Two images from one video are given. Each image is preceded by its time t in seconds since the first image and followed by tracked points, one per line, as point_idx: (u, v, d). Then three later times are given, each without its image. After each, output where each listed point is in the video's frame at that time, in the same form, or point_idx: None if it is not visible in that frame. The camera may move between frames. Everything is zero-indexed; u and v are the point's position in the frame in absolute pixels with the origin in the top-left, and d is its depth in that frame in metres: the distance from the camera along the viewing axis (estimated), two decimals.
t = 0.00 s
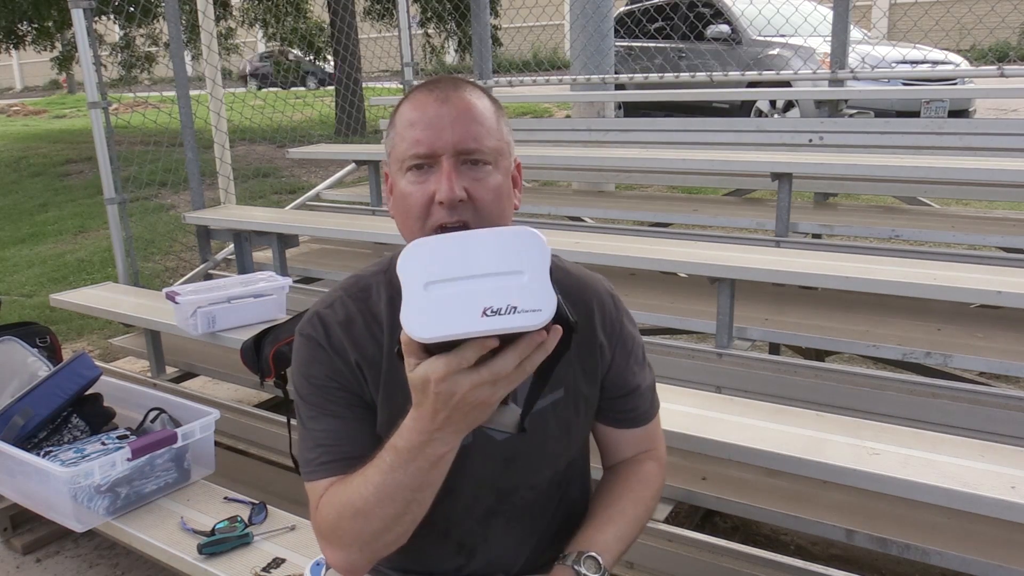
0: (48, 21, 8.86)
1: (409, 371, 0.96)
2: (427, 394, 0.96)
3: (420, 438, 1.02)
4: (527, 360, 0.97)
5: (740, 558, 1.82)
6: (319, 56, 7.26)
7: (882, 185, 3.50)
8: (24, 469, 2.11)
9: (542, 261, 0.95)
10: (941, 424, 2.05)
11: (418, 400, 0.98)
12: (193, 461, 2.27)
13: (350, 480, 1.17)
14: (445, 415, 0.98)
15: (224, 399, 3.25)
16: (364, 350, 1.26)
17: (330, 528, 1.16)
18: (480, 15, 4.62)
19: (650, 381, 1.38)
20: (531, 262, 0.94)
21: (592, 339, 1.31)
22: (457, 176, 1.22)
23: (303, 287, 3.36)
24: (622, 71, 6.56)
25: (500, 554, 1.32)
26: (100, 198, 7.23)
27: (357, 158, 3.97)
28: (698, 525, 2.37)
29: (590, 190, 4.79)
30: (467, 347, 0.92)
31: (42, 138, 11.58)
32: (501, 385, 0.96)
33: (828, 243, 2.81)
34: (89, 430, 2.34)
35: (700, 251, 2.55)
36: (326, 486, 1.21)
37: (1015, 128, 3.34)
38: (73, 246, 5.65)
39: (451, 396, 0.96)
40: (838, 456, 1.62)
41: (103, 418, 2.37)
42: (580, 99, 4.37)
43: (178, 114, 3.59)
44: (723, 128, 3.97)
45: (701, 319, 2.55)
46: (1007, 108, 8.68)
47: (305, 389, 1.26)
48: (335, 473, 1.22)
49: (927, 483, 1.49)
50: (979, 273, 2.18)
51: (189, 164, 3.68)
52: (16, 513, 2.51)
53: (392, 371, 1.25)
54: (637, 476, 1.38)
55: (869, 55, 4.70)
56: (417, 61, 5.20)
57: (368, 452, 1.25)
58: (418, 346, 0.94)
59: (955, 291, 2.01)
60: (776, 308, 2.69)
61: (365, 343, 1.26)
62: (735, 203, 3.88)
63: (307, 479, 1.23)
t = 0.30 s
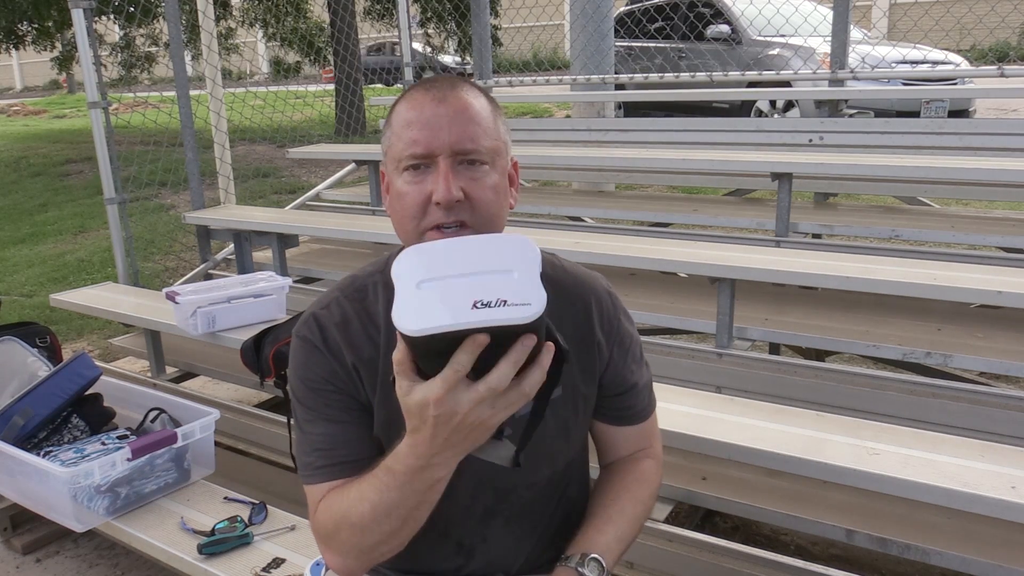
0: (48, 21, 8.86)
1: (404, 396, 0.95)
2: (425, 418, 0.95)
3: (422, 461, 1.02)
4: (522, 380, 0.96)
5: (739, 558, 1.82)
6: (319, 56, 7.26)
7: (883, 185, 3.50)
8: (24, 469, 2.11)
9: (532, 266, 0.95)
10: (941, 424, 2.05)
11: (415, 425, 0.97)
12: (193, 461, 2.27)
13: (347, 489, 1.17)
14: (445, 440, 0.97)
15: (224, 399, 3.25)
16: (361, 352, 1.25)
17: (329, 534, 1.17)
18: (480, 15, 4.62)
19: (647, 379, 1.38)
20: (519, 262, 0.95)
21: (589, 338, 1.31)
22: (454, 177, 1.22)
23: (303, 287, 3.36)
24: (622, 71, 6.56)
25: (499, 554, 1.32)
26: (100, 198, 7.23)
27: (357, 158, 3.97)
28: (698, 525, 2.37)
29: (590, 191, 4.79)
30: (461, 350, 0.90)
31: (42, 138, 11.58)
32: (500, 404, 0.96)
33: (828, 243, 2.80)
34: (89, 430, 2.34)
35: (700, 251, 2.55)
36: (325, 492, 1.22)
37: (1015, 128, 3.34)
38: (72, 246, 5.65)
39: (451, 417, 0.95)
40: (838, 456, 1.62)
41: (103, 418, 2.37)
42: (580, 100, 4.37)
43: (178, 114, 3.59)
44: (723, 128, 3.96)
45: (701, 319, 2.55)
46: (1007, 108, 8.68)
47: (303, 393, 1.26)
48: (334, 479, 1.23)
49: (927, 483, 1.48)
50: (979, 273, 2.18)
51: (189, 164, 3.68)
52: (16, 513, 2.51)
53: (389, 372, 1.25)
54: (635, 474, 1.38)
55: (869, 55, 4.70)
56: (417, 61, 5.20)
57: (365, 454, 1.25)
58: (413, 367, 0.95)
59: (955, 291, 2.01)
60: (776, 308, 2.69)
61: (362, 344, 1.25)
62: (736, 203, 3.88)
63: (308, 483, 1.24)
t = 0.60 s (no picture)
0: (48, 21, 8.85)
1: (393, 395, 0.94)
2: (414, 418, 0.95)
3: (416, 459, 1.02)
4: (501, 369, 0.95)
5: (740, 558, 1.82)
6: (319, 56, 7.26)
7: (883, 185, 3.51)
8: (24, 469, 2.11)
9: (502, 261, 0.95)
10: (941, 424, 2.05)
11: (406, 424, 0.96)
12: (193, 461, 2.27)
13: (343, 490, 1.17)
14: (435, 436, 0.97)
15: (224, 399, 3.25)
16: (359, 354, 1.25)
17: (326, 536, 1.17)
18: (480, 15, 4.62)
19: (646, 380, 1.38)
20: (489, 259, 0.95)
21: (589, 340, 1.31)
22: (453, 179, 1.22)
23: (303, 287, 3.36)
24: (622, 71, 6.55)
25: (498, 556, 1.32)
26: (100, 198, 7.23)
27: (357, 158, 3.97)
28: (698, 525, 2.37)
29: (590, 191, 4.79)
30: (438, 349, 0.89)
31: (42, 138, 11.57)
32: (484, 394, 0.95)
33: (828, 243, 2.80)
34: (89, 430, 2.34)
35: (700, 251, 2.54)
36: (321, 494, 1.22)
37: (1015, 128, 3.34)
38: (72, 246, 5.65)
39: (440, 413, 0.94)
40: (838, 456, 1.62)
41: (103, 419, 2.37)
42: (581, 100, 4.37)
43: (178, 114, 3.59)
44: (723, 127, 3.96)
45: (701, 319, 2.55)
46: (1007, 108, 8.68)
47: (301, 396, 1.26)
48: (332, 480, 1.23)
49: (927, 483, 1.48)
50: (979, 273, 2.18)
51: (189, 164, 3.68)
52: (16, 513, 2.51)
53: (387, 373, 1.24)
54: (635, 475, 1.38)
55: (868, 55, 4.70)
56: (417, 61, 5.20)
57: (363, 456, 1.25)
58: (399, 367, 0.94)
59: (955, 291, 2.01)
60: (776, 308, 2.69)
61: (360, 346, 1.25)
62: (736, 203, 3.88)
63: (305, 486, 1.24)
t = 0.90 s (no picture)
0: (48, 21, 8.85)
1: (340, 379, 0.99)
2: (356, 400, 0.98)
3: (370, 448, 1.04)
4: (425, 373, 0.94)
5: (740, 558, 1.82)
6: (319, 56, 7.26)
7: (883, 185, 3.51)
8: (23, 469, 2.11)
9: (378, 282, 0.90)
10: (941, 424, 2.05)
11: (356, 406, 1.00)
12: (193, 461, 2.27)
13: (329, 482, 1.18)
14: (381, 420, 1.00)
15: (224, 399, 3.25)
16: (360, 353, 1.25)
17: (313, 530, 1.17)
18: (480, 15, 4.62)
19: (647, 381, 1.38)
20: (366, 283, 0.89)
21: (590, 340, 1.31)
22: (460, 179, 1.22)
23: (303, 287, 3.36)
24: (622, 71, 6.54)
25: (499, 556, 1.31)
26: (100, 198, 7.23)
27: (357, 158, 3.97)
28: (698, 525, 2.37)
29: (590, 190, 4.79)
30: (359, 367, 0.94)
31: (41, 138, 11.58)
32: (415, 395, 0.95)
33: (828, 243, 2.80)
34: (89, 430, 2.34)
35: (700, 251, 2.54)
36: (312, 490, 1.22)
37: (1015, 128, 3.34)
38: (72, 246, 5.65)
39: (377, 405, 0.97)
40: (838, 456, 1.62)
41: (102, 419, 2.37)
42: (581, 99, 4.37)
43: (178, 114, 3.59)
44: (723, 127, 3.96)
45: (702, 319, 2.55)
46: (1007, 108, 8.67)
47: (303, 395, 1.26)
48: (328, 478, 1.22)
49: (928, 483, 1.48)
50: (979, 273, 2.18)
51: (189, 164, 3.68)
52: (16, 513, 2.51)
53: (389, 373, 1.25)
54: (636, 475, 1.37)
55: (868, 55, 4.70)
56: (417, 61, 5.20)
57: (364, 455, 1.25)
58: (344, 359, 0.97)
59: (955, 291, 2.00)
60: (776, 308, 2.68)
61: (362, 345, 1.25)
62: (736, 203, 3.88)
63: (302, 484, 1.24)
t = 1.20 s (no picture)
0: (48, 21, 8.85)
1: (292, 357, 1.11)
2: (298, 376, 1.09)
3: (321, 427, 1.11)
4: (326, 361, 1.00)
5: (740, 557, 1.82)
6: (319, 56, 7.26)
7: (883, 185, 3.51)
8: (23, 469, 2.11)
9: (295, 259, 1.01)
10: (941, 424, 2.05)
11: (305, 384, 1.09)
12: (192, 461, 2.27)
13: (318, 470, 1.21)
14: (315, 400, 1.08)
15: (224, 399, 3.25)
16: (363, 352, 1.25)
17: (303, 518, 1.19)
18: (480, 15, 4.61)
19: (650, 382, 1.37)
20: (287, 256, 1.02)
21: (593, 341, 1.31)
22: (478, 176, 1.22)
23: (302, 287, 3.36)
24: (622, 71, 6.54)
25: (500, 555, 1.32)
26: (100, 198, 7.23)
27: (357, 158, 3.97)
28: (698, 525, 2.37)
29: (590, 190, 4.79)
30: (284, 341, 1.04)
31: (41, 138, 11.58)
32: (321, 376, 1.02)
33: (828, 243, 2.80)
34: (89, 430, 2.34)
35: (700, 251, 2.54)
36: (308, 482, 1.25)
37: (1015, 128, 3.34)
38: (72, 246, 5.65)
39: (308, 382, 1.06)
40: (838, 456, 1.62)
41: (102, 419, 2.37)
42: (581, 99, 4.37)
43: (178, 114, 3.59)
44: (722, 127, 3.96)
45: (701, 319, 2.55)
46: (1007, 108, 8.67)
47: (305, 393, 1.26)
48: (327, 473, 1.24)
49: (928, 483, 1.48)
50: (979, 273, 2.18)
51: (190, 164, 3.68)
52: (16, 513, 2.51)
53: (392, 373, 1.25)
54: (635, 477, 1.37)
55: (868, 55, 4.70)
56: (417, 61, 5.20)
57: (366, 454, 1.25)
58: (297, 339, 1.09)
59: (954, 291, 2.01)
60: (776, 308, 2.68)
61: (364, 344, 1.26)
62: (736, 203, 3.88)
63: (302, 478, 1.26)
